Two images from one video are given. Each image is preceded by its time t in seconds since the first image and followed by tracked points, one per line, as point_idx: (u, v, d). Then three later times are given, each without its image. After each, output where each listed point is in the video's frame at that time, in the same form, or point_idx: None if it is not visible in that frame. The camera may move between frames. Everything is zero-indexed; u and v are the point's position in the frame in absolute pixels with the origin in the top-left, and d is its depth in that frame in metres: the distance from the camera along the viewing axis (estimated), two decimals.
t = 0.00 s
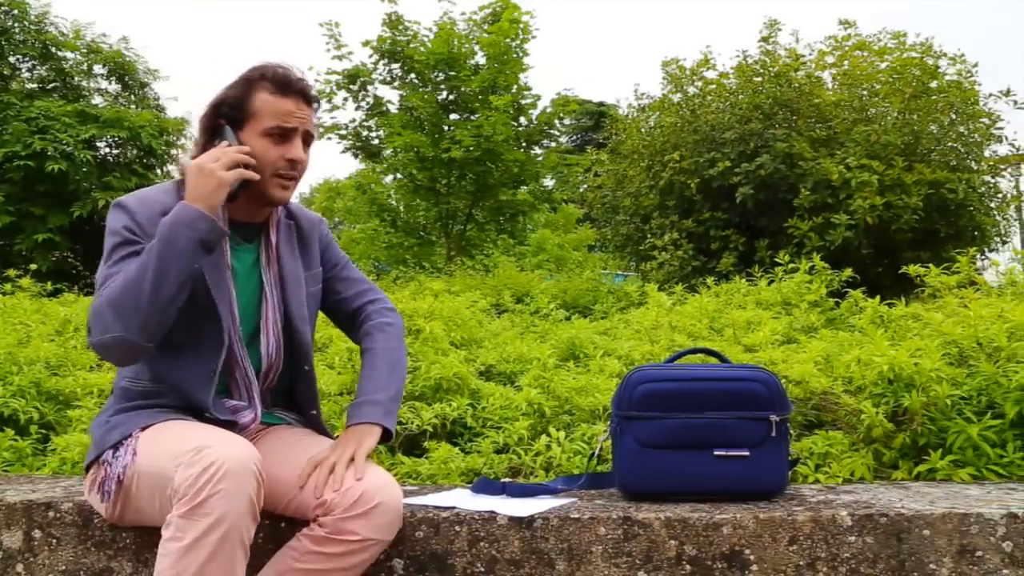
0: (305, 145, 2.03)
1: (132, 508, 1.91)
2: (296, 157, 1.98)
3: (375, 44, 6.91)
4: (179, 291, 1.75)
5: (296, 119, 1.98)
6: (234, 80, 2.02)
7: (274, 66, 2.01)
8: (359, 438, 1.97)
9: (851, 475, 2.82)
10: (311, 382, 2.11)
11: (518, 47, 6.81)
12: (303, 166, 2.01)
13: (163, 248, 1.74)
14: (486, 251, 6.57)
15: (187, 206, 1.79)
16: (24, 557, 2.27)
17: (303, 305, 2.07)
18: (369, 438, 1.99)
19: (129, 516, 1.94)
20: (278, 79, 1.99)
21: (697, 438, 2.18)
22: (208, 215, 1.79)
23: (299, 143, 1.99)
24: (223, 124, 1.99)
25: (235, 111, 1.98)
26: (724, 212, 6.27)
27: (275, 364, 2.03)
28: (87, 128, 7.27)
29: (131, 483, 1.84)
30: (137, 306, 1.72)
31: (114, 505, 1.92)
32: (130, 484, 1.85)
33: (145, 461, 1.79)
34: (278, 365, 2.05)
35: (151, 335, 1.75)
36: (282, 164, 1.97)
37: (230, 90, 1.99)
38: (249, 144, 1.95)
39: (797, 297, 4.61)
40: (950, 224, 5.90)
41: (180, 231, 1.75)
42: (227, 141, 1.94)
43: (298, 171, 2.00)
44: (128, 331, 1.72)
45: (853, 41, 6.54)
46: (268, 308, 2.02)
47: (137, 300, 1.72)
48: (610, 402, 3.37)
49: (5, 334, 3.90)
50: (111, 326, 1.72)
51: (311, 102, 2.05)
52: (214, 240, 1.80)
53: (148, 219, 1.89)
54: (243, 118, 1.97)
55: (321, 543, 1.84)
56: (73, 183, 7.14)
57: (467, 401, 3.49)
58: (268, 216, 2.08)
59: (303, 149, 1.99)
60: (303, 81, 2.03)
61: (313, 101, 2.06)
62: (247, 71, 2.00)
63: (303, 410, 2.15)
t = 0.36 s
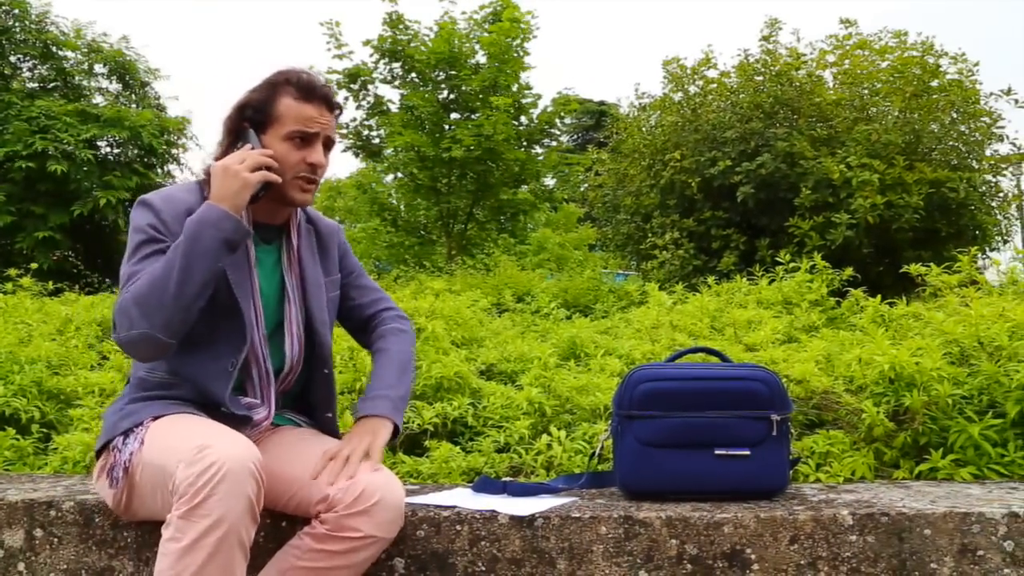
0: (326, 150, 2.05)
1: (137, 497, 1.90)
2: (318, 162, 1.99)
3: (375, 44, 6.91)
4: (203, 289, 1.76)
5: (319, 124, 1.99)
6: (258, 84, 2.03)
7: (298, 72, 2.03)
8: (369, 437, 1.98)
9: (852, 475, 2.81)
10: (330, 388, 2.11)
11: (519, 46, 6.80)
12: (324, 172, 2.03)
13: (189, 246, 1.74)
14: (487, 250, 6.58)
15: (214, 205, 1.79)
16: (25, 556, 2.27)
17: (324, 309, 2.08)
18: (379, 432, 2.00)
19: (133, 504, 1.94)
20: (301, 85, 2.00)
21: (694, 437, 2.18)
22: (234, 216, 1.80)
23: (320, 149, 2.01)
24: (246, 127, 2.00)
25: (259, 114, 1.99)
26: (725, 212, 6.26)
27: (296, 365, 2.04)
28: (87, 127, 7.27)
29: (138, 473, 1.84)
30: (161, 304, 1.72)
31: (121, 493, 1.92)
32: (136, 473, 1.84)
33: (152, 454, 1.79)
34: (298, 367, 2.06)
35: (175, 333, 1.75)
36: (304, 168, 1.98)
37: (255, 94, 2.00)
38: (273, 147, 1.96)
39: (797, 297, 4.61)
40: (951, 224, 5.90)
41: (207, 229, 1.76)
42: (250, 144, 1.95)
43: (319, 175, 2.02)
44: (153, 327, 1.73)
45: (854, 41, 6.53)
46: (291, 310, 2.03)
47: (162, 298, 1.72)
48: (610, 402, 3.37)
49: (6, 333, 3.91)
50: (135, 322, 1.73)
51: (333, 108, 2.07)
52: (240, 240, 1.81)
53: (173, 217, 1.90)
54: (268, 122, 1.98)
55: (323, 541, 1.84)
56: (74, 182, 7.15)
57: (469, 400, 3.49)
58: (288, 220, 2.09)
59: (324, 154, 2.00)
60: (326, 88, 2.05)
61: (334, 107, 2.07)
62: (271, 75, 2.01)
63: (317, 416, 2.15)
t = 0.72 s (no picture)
0: (322, 157, 2.05)
1: (129, 503, 1.90)
2: (311, 169, 1.99)
3: (375, 44, 6.91)
4: (185, 284, 1.76)
5: (316, 132, 1.99)
6: (262, 88, 2.04)
7: (302, 79, 2.04)
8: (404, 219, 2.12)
9: (852, 474, 2.81)
10: (333, 390, 2.11)
11: (519, 46, 6.79)
12: (319, 180, 2.03)
13: (170, 241, 1.74)
14: (487, 250, 6.58)
15: (200, 202, 1.80)
16: (25, 556, 2.27)
17: (324, 311, 2.09)
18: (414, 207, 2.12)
19: (125, 511, 1.93)
20: (304, 92, 2.01)
21: (691, 437, 2.18)
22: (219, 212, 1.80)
23: (316, 156, 2.01)
24: (244, 128, 2.01)
25: (258, 117, 2.00)
26: (725, 211, 6.26)
27: (290, 367, 2.04)
28: (87, 127, 7.27)
29: (127, 476, 1.83)
30: (140, 297, 1.72)
31: (114, 500, 1.92)
32: (126, 478, 1.84)
33: (141, 456, 1.79)
34: (293, 371, 2.06)
35: (153, 327, 1.74)
36: (298, 174, 1.98)
37: (256, 97, 2.01)
38: (267, 150, 1.97)
39: (797, 296, 4.61)
40: (951, 223, 5.90)
41: (189, 224, 1.76)
42: (245, 145, 1.95)
43: (313, 183, 2.02)
44: (131, 320, 1.72)
45: (854, 40, 6.53)
46: (289, 314, 2.04)
47: (141, 292, 1.72)
48: (610, 401, 3.37)
49: (7, 333, 3.91)
50: (114, 314, 1.73)
51: (333, 118, 2.07)
52: (224, 236, 1.80)
53: (160, 213, 1.90)
54: (265, 125, 1.99)
55: (324, 541, 1.84)
56: (74, 182, 7.15)
57: (469, 400, 3.49)
58: (279, 223, 2.09)
59: (319, 161, 2.00)
60: (327, 97, 2.06)
61: (335, 117, 2.08)
62: (274, 80, 2.02)
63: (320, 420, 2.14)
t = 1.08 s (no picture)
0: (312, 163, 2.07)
1: (132, 503, 1.90)
2: (303, 172, 2.00)
3: (378, 42, 6.91)
4: (181, 281, 1.76)
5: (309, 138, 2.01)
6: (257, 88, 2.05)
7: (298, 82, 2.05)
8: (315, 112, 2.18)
9: (854, 474, 2.81)
10: (331, 369, 2.12)
11: (522, 44, 6.79)
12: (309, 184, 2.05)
13: (167, 237, 1.75)
14: (489, 248, 6.58)
15: (196, 199, 1.81)
16: (27, 553, 2.27)
17: (322, 291, 2.12)
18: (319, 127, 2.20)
19: (128, 510, 1.93)
20: (299, 96, 2.02)
21: (692, 437, 2.18)
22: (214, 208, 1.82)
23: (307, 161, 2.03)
24: (238, 127, 2.01)
25: (254, 117, 2.00)
26: (727, 210, 6.25)
27: (285, 362, 2.04)
28: (90, 125, 7.28)
29: (129, 476, 1.84)
30: (137, 293, 1.72)
31: (116, 500, 1.92)
32: (129, 478, 1.84)
33: (143, 455, 1.79)
34: (288, 365, 2.05)
35: (152, 323, 1.75)
36: (289, 177, 2.00)
37: (252, 97, 2.01)
38: (261, 151, 1.97)
39: (800, 295, 4.60)
40: (954, 222, 5.89)
41: (185, 219, 1.77)
42: (239, 145, 1.96)
43: (303, 187, 2.04)
44: (128, 316, 1.72)
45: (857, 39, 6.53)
46: (281, 307, 2.04)
47: (138, 289, 1.72)
48: (612, 399, 3.36)
49: (9, 331, 3.91)
50: (111, 310, 1.73)
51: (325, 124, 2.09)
52: (218, 231, 1.81)
53: (152, 211, 1.90)
54: (258, 125, 1.99)
55: (325, 539, 1.84)
56: (76, 180, 7.16)
57: (470, 398, 3.49)
58: (269, 222, 2.10)
59: (310, 166, 2.02)
60: (319, 103, 2.08)
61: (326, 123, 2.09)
62: (271, 80, 2.02)
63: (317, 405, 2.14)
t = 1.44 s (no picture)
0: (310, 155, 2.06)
1: (134, 502, 1.90)
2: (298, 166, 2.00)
3: (378, 42, 6.91)
4: (178, 274, 1.76)
5: (304, 130, 2.00)
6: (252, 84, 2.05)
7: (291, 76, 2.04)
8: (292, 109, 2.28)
9: (854, 473, 2.81)
10: (336, 365, 2.13)
11: (522, 44, 6.79)
12: (307, 176, 2.05)
13: (164, 230, 1.76)
14: (489, 248, 6.58)
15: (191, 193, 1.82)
16: (27, 553, 2.27)
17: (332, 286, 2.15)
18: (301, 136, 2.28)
19: (130, 509, 1.93)
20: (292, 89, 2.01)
21: (692, 436, 2.18)
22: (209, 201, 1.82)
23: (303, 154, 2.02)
24: (234, 126, 2.02)
25: (248, 114, 2.00)
26: (727, 209, 6.25)
27: (288, 363, 2.04)
28: (89, 125, 7.28)
29: (130, 474, 1.83)
30: (132, 286, 1.73)
31: (117, 499, 1.92)
32: (130, 477, 1.84)
33: (145, 453, 1.79)
34: (289, 365, 2.05)
35: (148, 316, 1.75)
36: (286, 170, 1.99)
37: (247, 95, 2.01)
38: (256, 146, 1.97)
39: (800, 295, 4.60)
40: (954, 222, 5.89)
41: (182, 213, 1.78)
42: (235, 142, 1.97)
43: (301, 179, 2.03)
44: (124, 309, 1.72)
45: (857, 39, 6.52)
46: (281, 307, 2.05)
47: (133, 282, 1.73)
48: (612, 399, 3.36)
49: (9, 330, 3.91)
50: (106, 302, 1.73)
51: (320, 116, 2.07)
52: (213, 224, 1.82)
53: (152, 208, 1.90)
54: (254, 122, 2.00)
55: (326, 539, 1.84)
56: (76, 180, 7.16)
57: (471, 397, 3.49)
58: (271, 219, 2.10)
59: (305, 158, 2.01)
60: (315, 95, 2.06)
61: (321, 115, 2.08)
62: (265, 78, 2.02)
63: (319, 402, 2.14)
